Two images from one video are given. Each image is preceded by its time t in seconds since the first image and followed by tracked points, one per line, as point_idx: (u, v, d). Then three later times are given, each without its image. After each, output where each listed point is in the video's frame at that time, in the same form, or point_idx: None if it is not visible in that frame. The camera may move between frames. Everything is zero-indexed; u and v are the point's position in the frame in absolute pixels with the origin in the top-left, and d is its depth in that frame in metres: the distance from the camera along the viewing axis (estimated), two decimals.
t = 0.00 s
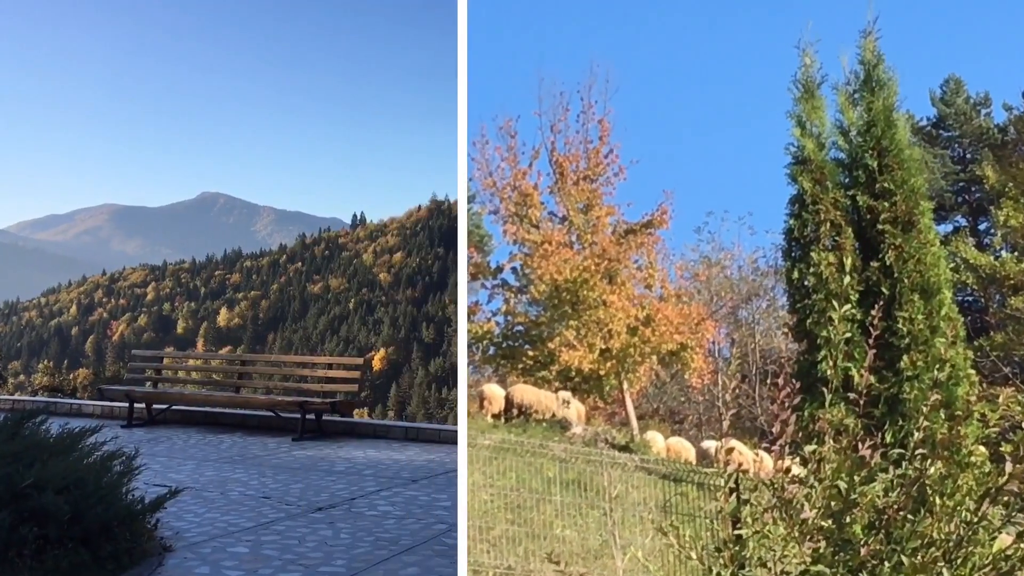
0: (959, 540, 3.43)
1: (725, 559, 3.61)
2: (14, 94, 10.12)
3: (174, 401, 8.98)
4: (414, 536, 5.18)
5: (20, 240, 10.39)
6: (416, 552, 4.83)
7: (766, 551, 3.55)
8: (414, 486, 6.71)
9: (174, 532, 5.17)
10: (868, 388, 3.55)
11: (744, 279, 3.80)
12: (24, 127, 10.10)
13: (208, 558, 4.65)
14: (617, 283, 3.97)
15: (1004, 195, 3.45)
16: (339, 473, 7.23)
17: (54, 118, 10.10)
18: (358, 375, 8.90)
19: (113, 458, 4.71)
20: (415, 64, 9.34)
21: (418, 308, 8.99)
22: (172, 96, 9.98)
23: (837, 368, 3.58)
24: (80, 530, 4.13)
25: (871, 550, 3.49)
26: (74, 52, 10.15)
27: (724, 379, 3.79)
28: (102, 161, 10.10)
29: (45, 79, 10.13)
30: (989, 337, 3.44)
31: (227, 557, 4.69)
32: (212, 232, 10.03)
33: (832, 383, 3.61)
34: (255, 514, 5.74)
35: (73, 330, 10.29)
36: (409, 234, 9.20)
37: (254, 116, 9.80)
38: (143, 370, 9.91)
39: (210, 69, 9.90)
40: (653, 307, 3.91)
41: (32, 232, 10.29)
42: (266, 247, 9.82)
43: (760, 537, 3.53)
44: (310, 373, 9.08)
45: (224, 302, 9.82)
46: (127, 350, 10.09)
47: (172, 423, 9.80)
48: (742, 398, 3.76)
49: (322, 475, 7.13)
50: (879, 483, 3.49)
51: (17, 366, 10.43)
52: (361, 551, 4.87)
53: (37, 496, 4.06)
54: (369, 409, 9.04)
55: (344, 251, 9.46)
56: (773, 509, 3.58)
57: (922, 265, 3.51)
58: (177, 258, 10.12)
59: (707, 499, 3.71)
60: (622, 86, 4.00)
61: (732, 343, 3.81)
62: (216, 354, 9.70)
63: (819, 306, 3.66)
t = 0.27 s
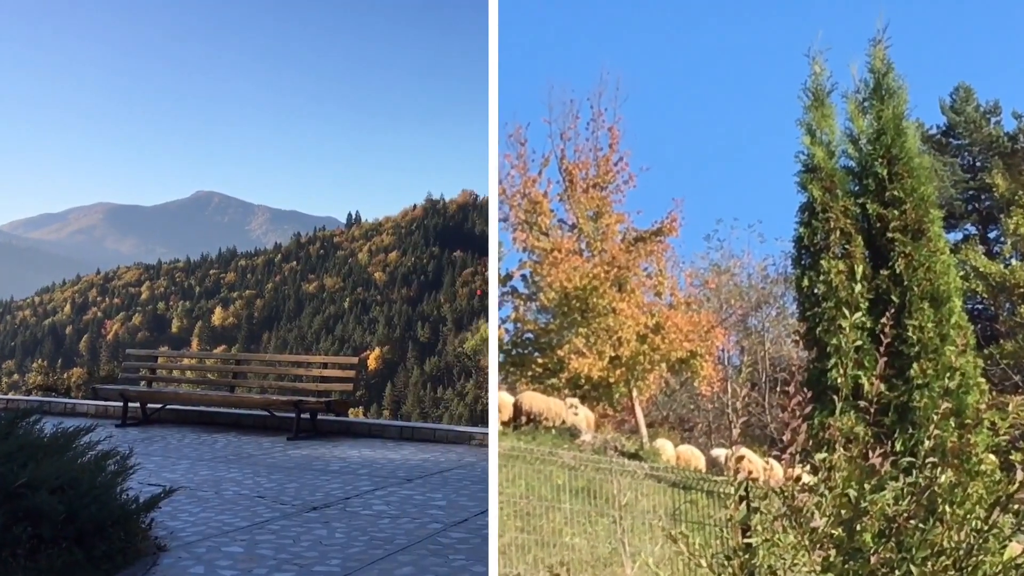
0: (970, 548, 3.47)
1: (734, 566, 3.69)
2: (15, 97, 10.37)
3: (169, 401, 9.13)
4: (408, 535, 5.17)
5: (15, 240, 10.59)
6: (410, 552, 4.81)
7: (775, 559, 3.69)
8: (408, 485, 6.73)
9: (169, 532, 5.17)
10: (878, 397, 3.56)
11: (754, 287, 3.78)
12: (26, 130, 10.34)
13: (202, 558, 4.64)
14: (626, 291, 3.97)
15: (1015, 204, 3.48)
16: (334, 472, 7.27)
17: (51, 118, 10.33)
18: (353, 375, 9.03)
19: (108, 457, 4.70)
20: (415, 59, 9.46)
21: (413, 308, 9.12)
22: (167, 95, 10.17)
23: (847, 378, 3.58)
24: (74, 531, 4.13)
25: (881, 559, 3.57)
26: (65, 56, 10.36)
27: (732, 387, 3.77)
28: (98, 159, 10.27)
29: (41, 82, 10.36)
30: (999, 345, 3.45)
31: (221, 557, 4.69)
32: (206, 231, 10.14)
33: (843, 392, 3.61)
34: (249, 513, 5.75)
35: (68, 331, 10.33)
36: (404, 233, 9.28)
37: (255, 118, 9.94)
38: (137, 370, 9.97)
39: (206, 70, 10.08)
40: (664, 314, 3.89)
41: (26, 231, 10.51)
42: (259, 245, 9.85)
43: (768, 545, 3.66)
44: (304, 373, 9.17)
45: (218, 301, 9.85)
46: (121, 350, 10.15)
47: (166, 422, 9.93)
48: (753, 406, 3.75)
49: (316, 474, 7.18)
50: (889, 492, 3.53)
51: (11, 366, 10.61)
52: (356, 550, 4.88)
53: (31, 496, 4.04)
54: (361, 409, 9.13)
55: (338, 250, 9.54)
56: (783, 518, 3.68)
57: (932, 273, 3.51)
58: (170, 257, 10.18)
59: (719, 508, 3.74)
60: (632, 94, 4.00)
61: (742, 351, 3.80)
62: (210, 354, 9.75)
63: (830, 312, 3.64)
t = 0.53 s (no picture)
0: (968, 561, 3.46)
1: None
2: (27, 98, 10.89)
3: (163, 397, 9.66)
4: (401, 533, 5.18)
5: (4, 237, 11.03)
6: (403, 549, 4.82)
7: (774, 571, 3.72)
8: (402, 482, 6.75)
9: (161, 530, 5.18)
10: (877, 409, 3.56)
11: (753, 298, 3.78)
12: (40, 128, 10.88)
13: (194, 556, 4.65)
14: (625, 303, 3.99)
15: (1015, 215, 3.41)
16: (327, 469, 7.32)
17: (56, 121, 10.90)
18: (348, 371, 9.78)
19: (100, 455, 4.77)
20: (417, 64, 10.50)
21: (407, 305, 9.98)
22: (167, 96, 10.97)
23: (845, 391, 3.58)
24: (66, 528, 4.16)
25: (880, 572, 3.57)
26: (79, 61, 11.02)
27: (731, 399, 3.78)
28: (104, 162, 10.94)
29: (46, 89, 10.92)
30: (998, 357, 3.40)
31: (213, 554, 4.70)
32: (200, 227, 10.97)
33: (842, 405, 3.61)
34: (241, 511, 5.75)
35: (60, 327, 11.07)
36: (398, 231, 10.21)
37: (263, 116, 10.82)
38: (130, 368, 10.82)
39: (221, 73, 10.94)
40: (662, 325, 3.92)
41: (17, 228, 10.98)
42: (253, 244, 10.80)
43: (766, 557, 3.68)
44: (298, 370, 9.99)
45: (212, 300, 10.75)
46: (114, 348, 10.97)
47: (159, 420, 10.31)
48: (752, 417, 3.75)
49: (310, 472, 7.19)
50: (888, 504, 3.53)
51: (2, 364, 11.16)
52: (349, 548, 4.89)
53: (23, 493, 4.06)
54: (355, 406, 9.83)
55: (332, 247, 10.45)
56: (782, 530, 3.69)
57: (931, 285, 3.50)
58: (164, 255, 11.03)
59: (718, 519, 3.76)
60: (631, 105, 4.06)
61: (741, 362, 3.79)
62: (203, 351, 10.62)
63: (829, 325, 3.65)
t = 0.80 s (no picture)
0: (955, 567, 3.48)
1: None
2: (28, 98, 11.25)
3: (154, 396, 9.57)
4: (393, 531, 5.17)
5: None
6: (395, 547, 4.81)
7: None
8: (395, 480, 6.74)
9: (153, 527, 5.16)
10: (866, 416, 3.57)
11: (742, 306, 3.79)
12: (41, 128, 11.25)
13: (186, 553, 4.63)
14: (614, 311, 3.98)
15: (1003, 223, 3.41)
16: (319, 467, 7.29)
17: (55, 120, 11.24)
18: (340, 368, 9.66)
19: (91, 452, 4.74)
20: (417, 64, 10.48)
21: (399, 303, 9.92)
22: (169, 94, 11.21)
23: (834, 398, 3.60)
24: (56, 525, 4.16)
25: None
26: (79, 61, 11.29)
27: (720, 406, 3.79)
28: (102, 160, 11.26)
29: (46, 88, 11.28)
30: (987, 365, 3.41)
31: (205, 552, 4.68)
32: (191, 221, 10.97)
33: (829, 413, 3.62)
34: (233, 509, 5.74)
35: (51, 325, 11.01)
36: (390, 228, 10.13)
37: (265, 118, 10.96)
38: (121, 365, 10.67)
39: (221, 73, 11.06)
40: (651, 333, 3.91)
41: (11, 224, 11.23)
42: (245, 240, 10.72)
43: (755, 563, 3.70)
44: (290, 367, 9.78)
45: (204, 296, 10.68)
46: (105, 344, 10.81)
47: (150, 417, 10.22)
48: (739, 424, 3.76)
49: (302, 469, 7.17)
50: (877, 510, 3.55)
51: None
52: (341, 545, 4.87)
53: (14, 490, 4.06)
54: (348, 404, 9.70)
55: (325, 244, 10.36)
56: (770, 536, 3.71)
57: (920, 292, 3.52)
58: (155, 251, 11.00)
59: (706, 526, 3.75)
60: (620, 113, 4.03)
61: (729, 369, 3.81)
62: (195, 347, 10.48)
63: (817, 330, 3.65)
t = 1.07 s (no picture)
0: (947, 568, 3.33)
1: None
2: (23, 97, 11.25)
3: (146, 394, 9.51)
4: (385, 529, 5.15)
5: None
6: (386, 546, 4.80)
7: None
8: (387, 479, 6.73)
9: (144, 526, 5.14)
10: (856, 414, 3.55)
11: (731, 304, 3.86)
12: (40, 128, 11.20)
13: (177, 552, 4.62)
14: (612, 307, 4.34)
15: (993, 222, 3.41)
16: (312, 466, 7.28)
17: (55, 120, 11.19)
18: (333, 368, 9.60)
19: (83, 450, 4.70)
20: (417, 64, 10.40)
21: (392, 302, 9.95)
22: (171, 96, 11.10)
23: (825, 397, 3.59)
24: (47, 524, 4.15)
25: None
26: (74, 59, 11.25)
27: (713, 406, 3.82)
28: (103, 160, 11.24)
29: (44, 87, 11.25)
30: (977, 364, 3.36)
31: (196, 550, 4.66)
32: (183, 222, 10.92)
33: (819, 413, 3.60)
34: (225, 508, 5.72)
35: (43, 324, 11.01)
36: (383, 227, 10.19)
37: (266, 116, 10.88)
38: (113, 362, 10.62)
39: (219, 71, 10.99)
40: (643, 331, 4.19)
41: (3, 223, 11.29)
42: (237, 239, 10.74)
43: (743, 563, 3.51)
44: (283, 366, 9.70)
45: (195, 294, 10.65)
46: (96, 343, 10.81)
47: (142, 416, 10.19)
48: (731, 423, 3.75)
49: (295, 468, 7.14)
50: (868, 508, 3.41)
51: None
52: (332, 544, 4.86)
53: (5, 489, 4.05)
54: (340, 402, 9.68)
55: (317, 243, 10.39)
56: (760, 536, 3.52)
57: (910, 291, 3.53)
58: (146, 250, 11.04)
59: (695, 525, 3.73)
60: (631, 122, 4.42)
61: (719, 368, 3.85)
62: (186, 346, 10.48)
63: (807, 331, 3.65)
